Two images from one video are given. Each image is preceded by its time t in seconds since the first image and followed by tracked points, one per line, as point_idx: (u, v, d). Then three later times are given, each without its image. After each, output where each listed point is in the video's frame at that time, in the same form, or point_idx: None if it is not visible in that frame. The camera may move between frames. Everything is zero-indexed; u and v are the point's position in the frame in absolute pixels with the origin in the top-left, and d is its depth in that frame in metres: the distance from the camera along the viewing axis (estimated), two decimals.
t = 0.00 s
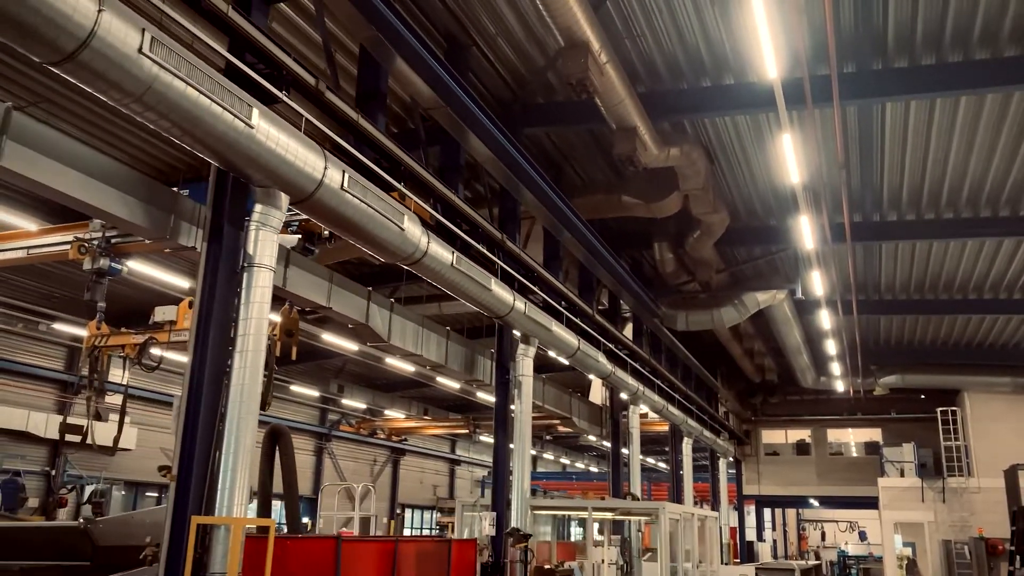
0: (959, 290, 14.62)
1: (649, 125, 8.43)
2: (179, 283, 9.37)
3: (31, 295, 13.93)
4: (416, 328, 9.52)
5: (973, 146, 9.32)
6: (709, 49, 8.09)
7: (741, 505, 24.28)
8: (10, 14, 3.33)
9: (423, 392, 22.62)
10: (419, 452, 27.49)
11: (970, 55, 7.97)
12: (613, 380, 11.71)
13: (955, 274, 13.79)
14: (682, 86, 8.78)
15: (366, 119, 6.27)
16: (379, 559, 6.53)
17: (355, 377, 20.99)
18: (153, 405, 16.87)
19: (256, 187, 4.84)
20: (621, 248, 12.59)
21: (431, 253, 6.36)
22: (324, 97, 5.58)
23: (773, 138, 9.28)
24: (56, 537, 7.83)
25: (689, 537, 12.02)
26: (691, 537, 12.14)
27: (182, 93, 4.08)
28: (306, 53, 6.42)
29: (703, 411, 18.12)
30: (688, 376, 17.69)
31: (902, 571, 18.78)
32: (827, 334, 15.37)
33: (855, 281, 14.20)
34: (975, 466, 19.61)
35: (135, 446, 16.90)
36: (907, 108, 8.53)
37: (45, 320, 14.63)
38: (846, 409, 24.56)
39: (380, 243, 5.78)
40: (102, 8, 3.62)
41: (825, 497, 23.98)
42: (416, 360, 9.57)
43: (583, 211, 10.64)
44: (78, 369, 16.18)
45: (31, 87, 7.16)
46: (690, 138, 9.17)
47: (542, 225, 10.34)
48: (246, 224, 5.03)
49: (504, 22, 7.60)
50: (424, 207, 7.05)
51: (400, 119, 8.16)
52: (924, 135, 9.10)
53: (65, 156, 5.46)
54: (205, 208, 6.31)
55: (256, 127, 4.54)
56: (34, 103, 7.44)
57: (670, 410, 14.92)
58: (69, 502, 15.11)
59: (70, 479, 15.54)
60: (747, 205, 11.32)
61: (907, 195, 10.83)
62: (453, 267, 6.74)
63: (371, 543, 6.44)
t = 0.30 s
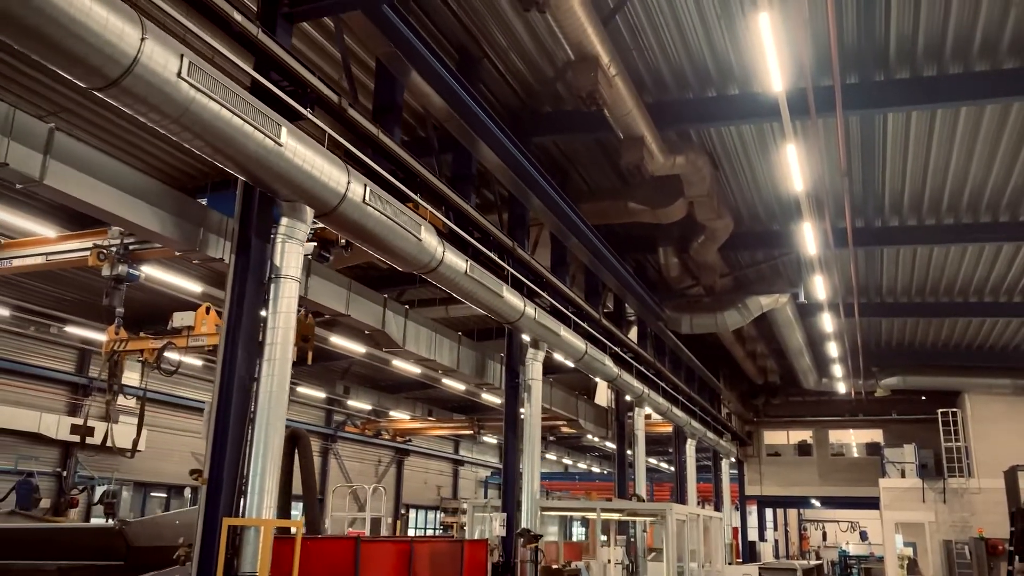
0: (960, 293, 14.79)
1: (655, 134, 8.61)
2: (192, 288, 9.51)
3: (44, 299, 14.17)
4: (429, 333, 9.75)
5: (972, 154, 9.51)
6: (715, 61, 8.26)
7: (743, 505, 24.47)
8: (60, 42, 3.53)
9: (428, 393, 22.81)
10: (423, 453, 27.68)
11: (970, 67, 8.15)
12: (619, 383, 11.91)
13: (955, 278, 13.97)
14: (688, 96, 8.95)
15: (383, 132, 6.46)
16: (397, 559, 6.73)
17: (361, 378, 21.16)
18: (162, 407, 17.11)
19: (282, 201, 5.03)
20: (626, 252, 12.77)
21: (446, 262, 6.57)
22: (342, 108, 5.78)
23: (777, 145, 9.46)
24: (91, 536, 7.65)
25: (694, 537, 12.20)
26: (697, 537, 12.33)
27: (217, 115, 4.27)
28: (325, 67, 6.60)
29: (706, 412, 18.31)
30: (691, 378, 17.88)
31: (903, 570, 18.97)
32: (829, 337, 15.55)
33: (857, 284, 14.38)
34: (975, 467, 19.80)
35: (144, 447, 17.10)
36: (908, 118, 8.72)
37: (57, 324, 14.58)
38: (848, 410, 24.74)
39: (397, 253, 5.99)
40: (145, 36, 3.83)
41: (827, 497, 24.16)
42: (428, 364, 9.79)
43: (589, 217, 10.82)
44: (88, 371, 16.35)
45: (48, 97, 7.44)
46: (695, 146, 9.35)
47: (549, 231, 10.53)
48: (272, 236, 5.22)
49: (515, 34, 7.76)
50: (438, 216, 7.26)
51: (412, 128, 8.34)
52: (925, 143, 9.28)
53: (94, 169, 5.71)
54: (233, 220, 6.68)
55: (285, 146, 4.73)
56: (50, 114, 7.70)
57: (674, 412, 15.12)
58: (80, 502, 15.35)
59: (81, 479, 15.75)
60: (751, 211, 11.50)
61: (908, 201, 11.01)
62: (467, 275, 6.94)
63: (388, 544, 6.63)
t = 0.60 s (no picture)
0: (961, 296, 14.96)
1: (661, 142, 8.78)
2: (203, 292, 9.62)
3: (56, 301, 14.40)
4: (440, 337, 9.95)
5: (972, 161, 9.71)
6: (720, 71, 8.43)
7: (744, 505, 24.66)
8: (104, 68, 3.71)
9: (432, 393, 22.98)
10: (426, 453, 27.88)
11: (969, 77, 8.32)
12: (625, 385, 12.12)
13: (955, 281, 14.14)
14: (693, 104, 9.12)
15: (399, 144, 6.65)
16: (413, 558, 6.92)
17: (366, 379, 21.35)
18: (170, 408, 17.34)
19: (305, 212, 5.22)
20: (630, 257, 12.95)
21: (459, 268, 6.79)
22: (360, 121, 5.96)
23: (780, 151, 9.63)
24: (118, 535, 7.99)
25: (699, 537, 12.36)
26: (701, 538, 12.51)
27: (246, 132, 4.46)
28: (341, 80, 6.77)
29: (709, 413, 18.50)
30: (695, 379, 18.08)
31: (903, 569, 19.14)
32: (831, 339, 15.73)
33: (858, 287, 14.56)
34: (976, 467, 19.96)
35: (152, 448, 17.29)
36: (908, 126, 8.90)
37: (67, 325, 14.81)
38: (849, 411, 24.91)
39: (413, 260, 6.21)
40: (181, 60, 4.01)
41: (829, 497, 24.34)
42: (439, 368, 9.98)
43: (595, 222, 10.99)
44: (97, 372, 16.53)
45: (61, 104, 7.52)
46: (699, 153, 9.52)
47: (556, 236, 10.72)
48: (295, 246, 5.41)
49: (524, 46, 7.92)
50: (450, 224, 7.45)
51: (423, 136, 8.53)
52: (925, 150, 9.46)
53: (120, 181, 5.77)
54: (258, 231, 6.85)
55: (310, 160, 4.92)
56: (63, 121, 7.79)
57: (678, 413, 15.32)
58: (89, 502, 15.57)
59: (91, 480, 15.94)
60: (754, 215, 11.66)
61: (909, 207, 11.19)
62: (478, 281, 7.16)
63: (403, 544, 6.81)
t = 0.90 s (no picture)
0: (962, 299, 15.14)
1: (668, 149, 8.96)
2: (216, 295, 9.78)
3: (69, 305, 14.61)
4: (453, 341, 10.15)
5: (972, 168, 9.88)
6: (727, 82, 8.61)
7: (746, 505, 24.86)
8: (146, 91, 3.90)
9: (437, 394, 23.18)
10: (431, 453, 28.08)
11: (970, 87, 8.48)
12: (631, 387, 12.31)
13: (956, 285, 14.31)
14: (699, 113, 9.30)
15: (416, 155, 6.86)
16: (430, 558, 7.12)
17: (372, 381, 21.55)
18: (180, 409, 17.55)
19: (330, 224, 5.41)
20: (636, 261, 13.13)
21: (473, 276, 7.00)
22: (381, 135, 6.16)
23: (784, 159, 9.81)
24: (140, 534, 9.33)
25: (704, 537, 12.55)
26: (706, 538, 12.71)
27: (277, 150, 4.66)
28: (359, 94, 6.99)
29: (712, 414, 18.70)
30: (698, 381, 18.28)
31: (905, 569, 19.33)
32: (833, 341, 15.92)
33: (860, 291, 14.75)
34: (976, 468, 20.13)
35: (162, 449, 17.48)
36: (910, 134, 9.07)
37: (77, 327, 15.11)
38: (850, 412, 25.10)
39: (430, 268, 6.41)
40: (218, 83, 4.21)
41: (830, 497, 24.54)
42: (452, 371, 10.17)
43: (602, 228, 11.19)
44: (108, 374, 16.70)
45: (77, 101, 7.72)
46: (706, 160, 9.69)
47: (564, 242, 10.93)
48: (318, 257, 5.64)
49: (535, 58, 8.10)
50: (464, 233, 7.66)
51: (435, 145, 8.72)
52: (927, 157, 9.64)
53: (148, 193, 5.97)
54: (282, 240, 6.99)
55: (336, 175, 5.12)
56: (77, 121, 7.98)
57: (682, 414, 15.52)
58: (101, 502, 15.79)
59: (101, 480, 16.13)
60: (758, 220, 11.84)
61: (910, 212, 11.37)
62: (490, 287, 7.39)
63: (421, 543, 7.01)
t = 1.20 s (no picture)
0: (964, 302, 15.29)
1: (676, 157, 9.12)
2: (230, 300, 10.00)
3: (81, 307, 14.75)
4: (466, 346, 10.36)
5: (974, 174, 10.03)
6: (734, 92, 8.76)
7: (749, 505, 25.02)
8: (184, 111, 4.08)
9: (442, 395, 23.34)
10: (435, 454, 28.24)
11: (973, 96, 8.62)
12: (637, 390, 12.49)
13: (957, 288, 14.46)
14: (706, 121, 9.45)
15: (431, 165, 7.02)
16: (446, 558, 7.29)
17: (378, 382, 21.71)
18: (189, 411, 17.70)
19: (352, 235, 5.59)
20: (642, 265, 13.28)
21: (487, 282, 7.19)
22: (400, 147, 6.35)
23: (789, 166, 9.97)
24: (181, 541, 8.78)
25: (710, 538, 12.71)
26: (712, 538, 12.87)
27: (306, 165, 4.83)
28: (375, 105, 7.15)
29: (715, 415, 18.85)
30: (702, 382, 18.44)
31: (907, 569, 19.48)
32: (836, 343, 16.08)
33: (863, 294, 14.91)
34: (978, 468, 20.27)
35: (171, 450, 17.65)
36: (913, 141, 9.22)
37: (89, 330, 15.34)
38: (852, 413, 25.24)
39: (446, 275, 6.60)
40: (252, 104, 4.40)
41: (832, 497, 24.71)
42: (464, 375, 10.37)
43: (610, 233, 11.35)
44: (118, 375, 16.83)
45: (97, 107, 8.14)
46: (712, 167, 9.84)
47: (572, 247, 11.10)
48: (341, 266, 5.83)
49: (546, 68, 8.26)
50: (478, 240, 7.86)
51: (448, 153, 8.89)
52: (929, 163, 9.80)
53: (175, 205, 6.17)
54: (305, 250, 7.16)
55: (360, 188, 5.30)
56: (98, 126, 8.40)
57: (687, 416, 15.69)
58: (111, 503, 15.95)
59: (111, 481, 16.30)
60: (763, 224, 11.99)
61: (913, 217, 11.53)
62: (503, 293, 7.58)
63: (437, 544, 7.18)
